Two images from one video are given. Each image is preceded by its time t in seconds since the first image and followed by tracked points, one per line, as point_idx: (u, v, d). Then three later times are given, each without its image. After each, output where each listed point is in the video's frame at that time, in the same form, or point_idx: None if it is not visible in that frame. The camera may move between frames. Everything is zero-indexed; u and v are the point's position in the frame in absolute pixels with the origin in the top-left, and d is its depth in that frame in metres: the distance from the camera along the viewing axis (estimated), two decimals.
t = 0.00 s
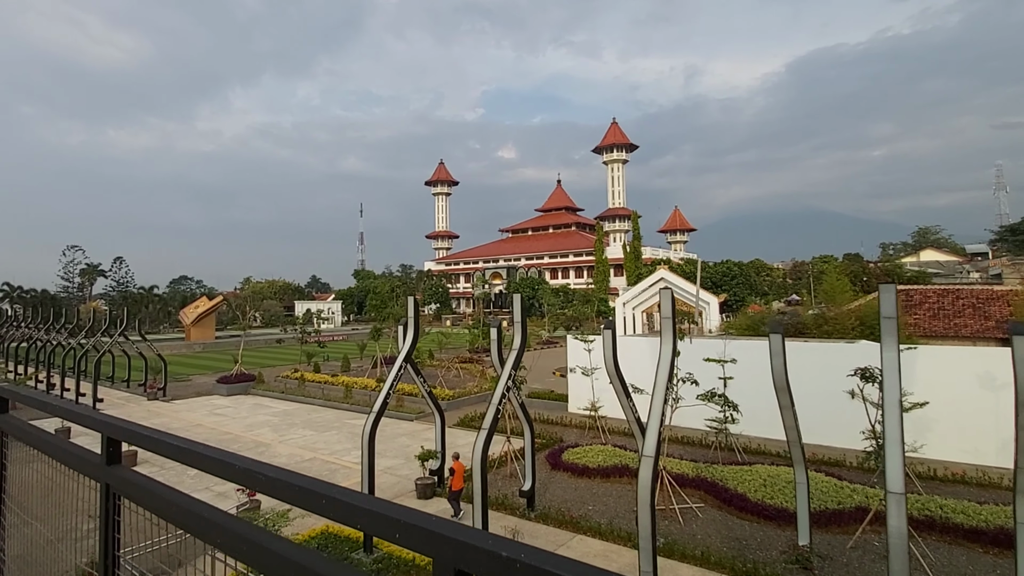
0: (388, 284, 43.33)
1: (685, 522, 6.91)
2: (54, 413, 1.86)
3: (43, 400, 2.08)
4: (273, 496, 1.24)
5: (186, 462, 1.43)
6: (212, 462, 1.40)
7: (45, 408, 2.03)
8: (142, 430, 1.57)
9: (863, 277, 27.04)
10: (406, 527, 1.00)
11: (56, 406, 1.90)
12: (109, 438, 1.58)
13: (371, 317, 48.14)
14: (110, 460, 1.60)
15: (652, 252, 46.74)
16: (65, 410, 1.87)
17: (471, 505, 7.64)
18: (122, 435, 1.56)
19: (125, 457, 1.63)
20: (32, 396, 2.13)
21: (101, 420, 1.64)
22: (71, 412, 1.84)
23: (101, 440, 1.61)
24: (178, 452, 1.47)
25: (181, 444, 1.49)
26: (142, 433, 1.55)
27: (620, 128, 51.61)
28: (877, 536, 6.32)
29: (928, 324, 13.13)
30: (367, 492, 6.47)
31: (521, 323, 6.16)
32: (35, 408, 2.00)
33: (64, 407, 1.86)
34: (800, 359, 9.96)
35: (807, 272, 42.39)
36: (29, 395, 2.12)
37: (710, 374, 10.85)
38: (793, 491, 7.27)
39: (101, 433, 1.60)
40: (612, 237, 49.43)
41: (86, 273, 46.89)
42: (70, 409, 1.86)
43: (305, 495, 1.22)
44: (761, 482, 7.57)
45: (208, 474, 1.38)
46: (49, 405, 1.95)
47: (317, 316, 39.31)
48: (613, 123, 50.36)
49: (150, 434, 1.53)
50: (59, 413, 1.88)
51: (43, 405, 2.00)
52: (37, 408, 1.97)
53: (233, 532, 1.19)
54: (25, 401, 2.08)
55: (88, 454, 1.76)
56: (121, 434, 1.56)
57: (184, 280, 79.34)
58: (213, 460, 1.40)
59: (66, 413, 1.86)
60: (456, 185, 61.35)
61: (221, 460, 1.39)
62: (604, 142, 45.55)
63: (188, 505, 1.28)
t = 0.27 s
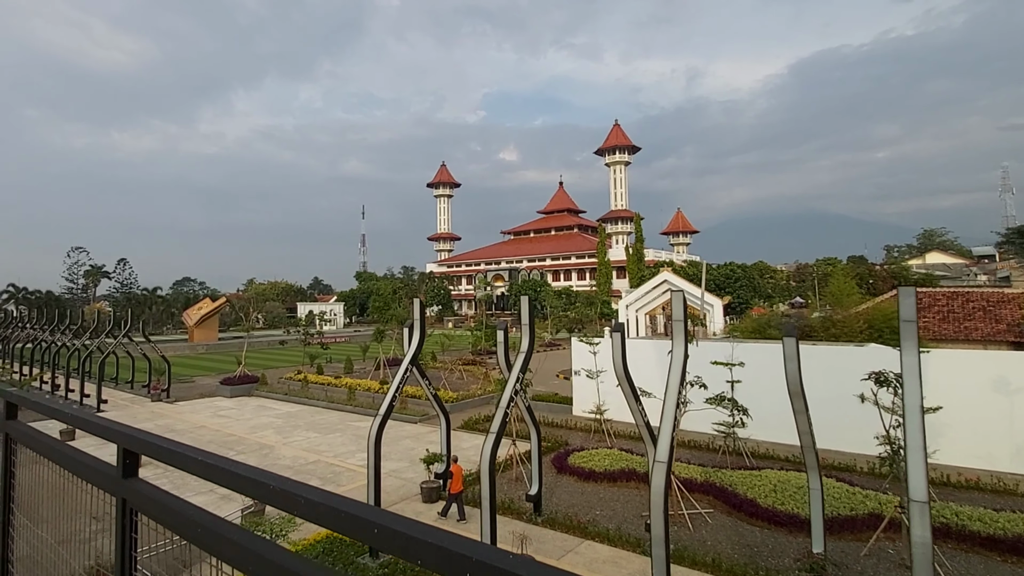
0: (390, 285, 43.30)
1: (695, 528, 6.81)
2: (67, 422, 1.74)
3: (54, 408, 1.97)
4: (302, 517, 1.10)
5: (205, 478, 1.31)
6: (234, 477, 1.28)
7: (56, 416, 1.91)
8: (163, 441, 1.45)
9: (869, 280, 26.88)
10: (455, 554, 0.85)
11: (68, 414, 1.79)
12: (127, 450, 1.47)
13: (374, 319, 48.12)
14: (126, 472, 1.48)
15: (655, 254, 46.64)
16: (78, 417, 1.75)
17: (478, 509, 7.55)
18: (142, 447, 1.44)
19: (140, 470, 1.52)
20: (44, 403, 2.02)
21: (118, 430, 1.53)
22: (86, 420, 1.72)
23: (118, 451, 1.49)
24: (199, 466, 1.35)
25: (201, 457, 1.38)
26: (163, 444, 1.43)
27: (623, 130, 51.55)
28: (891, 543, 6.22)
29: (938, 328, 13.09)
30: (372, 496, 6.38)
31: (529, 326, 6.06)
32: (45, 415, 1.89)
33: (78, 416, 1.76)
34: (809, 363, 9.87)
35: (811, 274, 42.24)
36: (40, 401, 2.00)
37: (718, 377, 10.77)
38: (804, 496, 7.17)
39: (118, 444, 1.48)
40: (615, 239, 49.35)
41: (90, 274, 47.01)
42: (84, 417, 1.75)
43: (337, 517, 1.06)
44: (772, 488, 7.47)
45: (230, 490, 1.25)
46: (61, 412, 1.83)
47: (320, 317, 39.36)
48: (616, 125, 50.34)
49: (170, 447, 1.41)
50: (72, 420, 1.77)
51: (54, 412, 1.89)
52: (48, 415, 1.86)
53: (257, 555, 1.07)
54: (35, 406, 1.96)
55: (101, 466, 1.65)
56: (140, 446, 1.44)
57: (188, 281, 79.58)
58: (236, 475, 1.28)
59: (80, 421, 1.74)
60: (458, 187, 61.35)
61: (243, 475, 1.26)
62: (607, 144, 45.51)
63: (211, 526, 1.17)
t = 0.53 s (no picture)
0: (391, 286, 43.24)
1: (701, 533, 6.75)
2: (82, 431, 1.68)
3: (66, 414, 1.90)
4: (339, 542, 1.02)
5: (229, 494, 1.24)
6: (259, 495, 1.21)
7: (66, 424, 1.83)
8: (182, 454, 1.38)
9: (872, 283, 26.81)
10: None
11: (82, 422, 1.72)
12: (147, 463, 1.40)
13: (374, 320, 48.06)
14: (144, 487, 1.41)
15: (656, 256, 46.60)
16: (95, 426, 1.69)
17: (482, 512, 7.49)
18: (161, 460, 1.37)
19: (159, 484, 1.45)
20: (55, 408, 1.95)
21: (135, 442, 1.46)
22: (101, 430, 1.65)
23: (136, 464, 1.43)
24: (219, 482, 1.28)
25: (224, 472, 1.31)
26: (183, 456, 1.37)
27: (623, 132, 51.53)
28: (900, 550, 6.17)
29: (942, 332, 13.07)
30: (376, 501, 6.31)
31: (536, 327, 6.01)
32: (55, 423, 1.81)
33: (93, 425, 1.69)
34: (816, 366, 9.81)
35: (812, 277, 42.19)
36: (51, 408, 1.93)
37: (723, 380, 10.71)
38: (811, 502, 7.11)
39: (136, 457, 1.41)
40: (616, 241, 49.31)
41: (90, 274, 46.94)
42: (100, 427, 1.68)
43: (384, 541, 0.99)
44: (778, 493, 7.40)
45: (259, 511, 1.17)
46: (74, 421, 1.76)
47: (321, 318, 39.29)
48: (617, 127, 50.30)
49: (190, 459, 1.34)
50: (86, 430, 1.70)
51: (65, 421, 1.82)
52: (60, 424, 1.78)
53: None
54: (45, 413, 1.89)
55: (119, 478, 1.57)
56: (159, 458, 1.37)
57: (187, 281, 79.49)
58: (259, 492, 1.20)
59: (95, 431, 1.67)
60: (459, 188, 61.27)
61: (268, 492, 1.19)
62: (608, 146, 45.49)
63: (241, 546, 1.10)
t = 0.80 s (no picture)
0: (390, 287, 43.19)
1: (706, 534, 6.70)
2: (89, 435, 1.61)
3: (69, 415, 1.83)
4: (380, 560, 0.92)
5: (249, 500, 1.18)
6: (280, 502, 1.14)
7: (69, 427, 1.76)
8: (197, 459, 1.32)
9: (871, 283, 26.79)
10: None
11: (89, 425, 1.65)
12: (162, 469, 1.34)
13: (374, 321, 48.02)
14: (160, 496, 1.35)
15: (655, 257, 46.59)
16: (103, 429, 1.62)
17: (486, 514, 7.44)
18: (176, 467, 1.31)
19: (174, 494, 1.39)
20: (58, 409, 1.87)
21: (149, 447, 1.40)
22: (110, 434, 1.59)
23: (151, 470, 1.36)
24: (238, 489, 1.22)
25: (242, 477, 1.25)
26: (199, 461, 1.30)
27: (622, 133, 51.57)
28: (907, 551, 6.12)
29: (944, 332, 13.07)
30: (379, 503, 6.25)
31: (540, 327, 5.97)
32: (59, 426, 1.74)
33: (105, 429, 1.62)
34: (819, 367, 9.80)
35: (811, 278, 42.21)
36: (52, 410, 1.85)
37: (725, 380, 10.68)
38: (816, 502, 7.07)
39: (151, 463, 1.35)
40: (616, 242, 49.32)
41: (90, 276, 46.91)
42: (108, 431, 1.61)
43: (422, 554, 0.88)
44: (783, 494, 7.36)
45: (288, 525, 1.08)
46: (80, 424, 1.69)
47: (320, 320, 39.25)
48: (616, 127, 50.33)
49: (206, 465, 1.28)
50: (94, 433, 1.63)
51: (69, 424, 1.74)
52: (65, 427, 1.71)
53: None
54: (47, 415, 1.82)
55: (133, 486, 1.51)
56: (175, 464, 1.31)
57: (187, 283, 79.47)
58: (278, 498, 1.14)
59: (104, 435, 1.61)
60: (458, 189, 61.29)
61: (288, 499, 1.13)
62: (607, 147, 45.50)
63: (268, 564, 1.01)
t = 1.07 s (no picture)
0: (389, 288, 43.08)
1: (710, 537, 6.66)
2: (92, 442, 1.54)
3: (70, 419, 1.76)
4: None
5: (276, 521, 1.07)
6: (311, 521, 1.04)
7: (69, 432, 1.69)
8: (207, 468, 1.26)
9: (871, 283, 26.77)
10: None
11: (92, 431, 1.58)
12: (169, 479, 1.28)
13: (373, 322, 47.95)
14: (169, 508, 1.29)
15: (654, 258, 46.56)
16: (107, 435, 1.56)
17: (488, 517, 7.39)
18: (185, 476, 1.25)
19: (182, 506, 1.32)
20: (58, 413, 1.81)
21: (156, 457, 1.34)
22: (113, 440, 1.52)
23: (159, 482, 1.30)
24: (264, 507, 1.12)
25: (257, 490, 1.18)
26: (209, 470, 1.24)
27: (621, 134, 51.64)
28: (913, 553, 6.06)
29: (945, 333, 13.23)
30: (381, 507, 6.19)
31: (545, 327, 5.92)
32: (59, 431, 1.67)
33: (110, 436, 1.55)
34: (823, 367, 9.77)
35: (810, 279, 42.23)
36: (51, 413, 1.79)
37: (728, 380, 10.62)
38: (822, 505, 7.01)
39: (159, 473, 1.29)
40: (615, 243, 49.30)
41: (88, 277, 46.78)
42: (113, 437, 1.55)
43: None
44: (787, 496, 7.31)
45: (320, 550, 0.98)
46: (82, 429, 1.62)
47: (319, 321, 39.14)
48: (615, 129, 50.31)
49: (215, 475, 1.22)
50: (97, 439, 1.57)
51: (69, 428, 1.67)
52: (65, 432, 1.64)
53: None
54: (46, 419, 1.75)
55: (142, 497, 1.43)
56: (184, 475, 1.25)
57: (184, 284, 79.41)
58: (300, 515, 1.06)
59: (108, 441, 1.54)
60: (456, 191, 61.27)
61: (313, 517, 1.04)
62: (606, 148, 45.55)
63: None
